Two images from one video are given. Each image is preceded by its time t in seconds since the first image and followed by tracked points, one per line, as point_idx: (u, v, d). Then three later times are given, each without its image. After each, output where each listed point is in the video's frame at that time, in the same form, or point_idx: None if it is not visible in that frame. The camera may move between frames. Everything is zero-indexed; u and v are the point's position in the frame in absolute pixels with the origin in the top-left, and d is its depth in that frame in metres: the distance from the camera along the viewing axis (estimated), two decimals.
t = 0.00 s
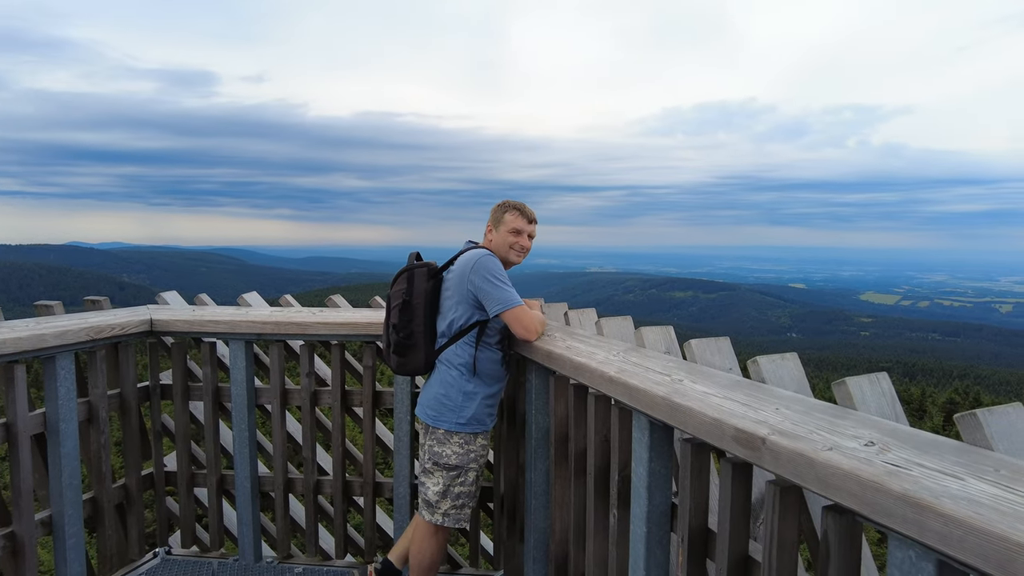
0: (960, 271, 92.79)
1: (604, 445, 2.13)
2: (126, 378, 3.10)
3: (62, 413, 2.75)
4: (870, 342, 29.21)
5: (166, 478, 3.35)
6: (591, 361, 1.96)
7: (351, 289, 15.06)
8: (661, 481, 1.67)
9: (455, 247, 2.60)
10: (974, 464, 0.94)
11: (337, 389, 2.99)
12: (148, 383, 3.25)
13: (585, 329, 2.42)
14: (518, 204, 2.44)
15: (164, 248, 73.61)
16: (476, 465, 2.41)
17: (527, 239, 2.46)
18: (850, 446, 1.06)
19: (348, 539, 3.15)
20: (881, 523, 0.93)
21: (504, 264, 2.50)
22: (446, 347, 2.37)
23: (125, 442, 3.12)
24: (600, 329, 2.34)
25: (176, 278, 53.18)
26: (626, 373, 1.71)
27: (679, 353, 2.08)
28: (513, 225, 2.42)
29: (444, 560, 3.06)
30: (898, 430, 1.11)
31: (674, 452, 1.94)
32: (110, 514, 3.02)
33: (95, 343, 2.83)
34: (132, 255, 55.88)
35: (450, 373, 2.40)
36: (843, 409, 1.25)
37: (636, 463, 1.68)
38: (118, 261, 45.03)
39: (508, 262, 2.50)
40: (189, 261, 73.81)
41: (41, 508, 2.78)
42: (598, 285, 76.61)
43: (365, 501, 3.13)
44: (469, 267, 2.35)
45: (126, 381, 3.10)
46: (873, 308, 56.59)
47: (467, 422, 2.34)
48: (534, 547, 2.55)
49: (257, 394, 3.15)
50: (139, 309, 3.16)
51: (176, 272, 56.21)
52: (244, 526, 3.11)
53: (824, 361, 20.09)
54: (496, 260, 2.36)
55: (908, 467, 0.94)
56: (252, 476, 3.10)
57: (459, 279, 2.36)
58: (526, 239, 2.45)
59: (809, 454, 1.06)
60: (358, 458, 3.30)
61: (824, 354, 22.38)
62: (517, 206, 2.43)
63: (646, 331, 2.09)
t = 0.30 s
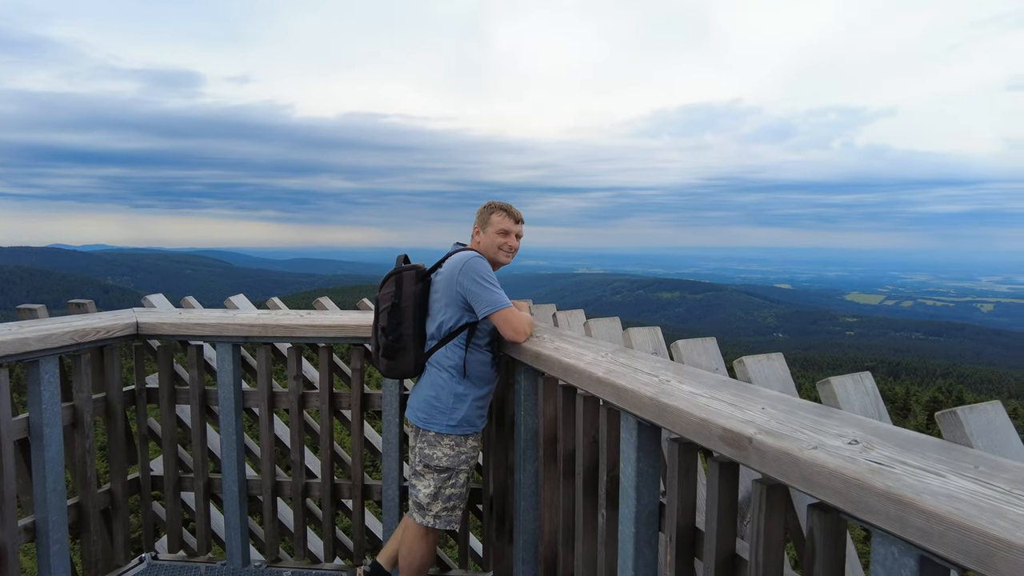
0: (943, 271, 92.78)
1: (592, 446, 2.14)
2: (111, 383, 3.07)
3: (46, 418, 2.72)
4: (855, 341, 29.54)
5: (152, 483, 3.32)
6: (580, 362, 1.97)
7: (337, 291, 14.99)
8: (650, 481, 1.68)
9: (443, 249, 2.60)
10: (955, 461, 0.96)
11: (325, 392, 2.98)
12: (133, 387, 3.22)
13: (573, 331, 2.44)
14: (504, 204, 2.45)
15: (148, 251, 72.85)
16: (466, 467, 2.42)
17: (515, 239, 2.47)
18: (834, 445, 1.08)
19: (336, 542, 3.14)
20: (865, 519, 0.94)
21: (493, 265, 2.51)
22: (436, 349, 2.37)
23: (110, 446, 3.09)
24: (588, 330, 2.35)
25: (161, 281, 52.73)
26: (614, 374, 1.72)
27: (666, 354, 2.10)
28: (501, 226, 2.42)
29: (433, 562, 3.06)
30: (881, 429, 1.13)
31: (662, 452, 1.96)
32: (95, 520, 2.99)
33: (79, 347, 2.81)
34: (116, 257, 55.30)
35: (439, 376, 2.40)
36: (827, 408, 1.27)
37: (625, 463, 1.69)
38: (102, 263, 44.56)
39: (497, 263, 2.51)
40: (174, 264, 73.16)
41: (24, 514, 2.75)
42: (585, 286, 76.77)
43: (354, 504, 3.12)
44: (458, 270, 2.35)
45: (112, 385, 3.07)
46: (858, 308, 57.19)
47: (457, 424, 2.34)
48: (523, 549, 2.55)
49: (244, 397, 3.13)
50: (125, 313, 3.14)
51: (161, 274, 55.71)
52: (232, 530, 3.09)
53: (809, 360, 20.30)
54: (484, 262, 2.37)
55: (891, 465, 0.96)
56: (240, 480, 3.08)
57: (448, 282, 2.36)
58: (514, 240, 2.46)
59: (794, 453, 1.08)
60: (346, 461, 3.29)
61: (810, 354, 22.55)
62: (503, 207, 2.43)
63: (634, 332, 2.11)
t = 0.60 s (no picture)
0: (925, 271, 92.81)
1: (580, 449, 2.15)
2: (97, 390, 3.05)
3: (30, 426, 2.69)
4: (841, 343, 29.81)
5: (138, 491, 3.29)
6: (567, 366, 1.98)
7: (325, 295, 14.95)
8: (637, 483, 1.69)
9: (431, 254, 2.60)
10: (933, 461, 0.98)
11: (313, 398, 2.98)
12: (119, 394, 3.20)
13: (561, 335, 2.45)
14: (492, 209, 2.46)
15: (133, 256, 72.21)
16: (455, 471, 2.42)
17: (504, 243, 2.48)
18: (817, 447, 1.10)
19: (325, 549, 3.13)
20: (846, 519, 0.96)
21: (483, 269, 2.52)
22: (425, 355, 2.38)
23: (96, 454, 3.07)
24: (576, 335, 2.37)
25: (147, 286, 52.24)
26: (601, 377, 1.73)
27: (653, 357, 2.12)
28: (489, 230, 2.43)
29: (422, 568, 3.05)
30: (862, 430, 1.15)
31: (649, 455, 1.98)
32: (80, 528, 2.96)
33: (64, 353, 2.79)
34: (101, 263, 54.73)
35: (428, 381, 2.40)
36: (810, 411, 1.30)
37: (613, 466, 1.71)
38: (86, 269, 44.08)
39: (487, 267, 2.52)
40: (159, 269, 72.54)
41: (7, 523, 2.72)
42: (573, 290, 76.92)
43: (342, 509, 3.11)
44: (446, 275, 2.36)
45: (97, 392, 3.05)
46: (843, 310, 57.73)
47: (446, 429, 2.35)
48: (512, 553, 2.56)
49: (232, 403, 3.12)
50: (111, 319, 3.12)
51: (146, 280, 55.19)
52: (219, 537, 3.07)
53: (796, 363, 20.48)
54: (473, 266, 2.38)
55: (872, 466, 0.98)
56: (227, 486, 3.06)
57: (437, 287, 2.37)
58: (503, 244, 2.48)
59: (778, 455, 1.10)
60: (335, 467, 3.28)
61: (796, 357, 22.73)
62: (492, 212, 2.44)
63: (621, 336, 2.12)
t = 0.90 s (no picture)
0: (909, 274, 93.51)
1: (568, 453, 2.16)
2: (81, 396, 3.02)
3: (12, 433, 2.66)
4: (827, 346, 30.11)
5: (122, 498, 3.26)
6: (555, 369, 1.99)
7: (310, 302, 14.89)
8: (624, 485, 1.70)
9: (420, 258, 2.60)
10: (914, 461, 1.00)
11: (300, 403, 2.96)
12: (103, 401, 3.17)
13: (549, 339, 2.46)
14: (482, 213, 2.47)
15: (117, 261, 71.49)
16: (444, 476, 2.42)
17: (494, 248, 2.48)
18: (800, 448, 1.11)
19: (313, 555, 3.11)
20: (830, 519, 0.97)
21: (472, 273, 2.52)
22: (415, 359, 2.38)
23: (79, 461, 3.03)
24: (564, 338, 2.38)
25: (132, 292, 51.78)
26: (588, 381, 1.74)
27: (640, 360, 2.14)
28: (479, 234, 2.44)
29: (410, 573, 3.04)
30: (846, 431, 1.16)
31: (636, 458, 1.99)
32: (63, 537, 2.92)
33: (48, 359, 2.76)
34: (85, 268, 54.17)
35: (417, 385, 2.40)
36: (794, 412, 1.31)
37: (600, 469, 1.72)
38: (70, 274, 43.63)
39: (477, 272, 2.52)
40: (145, 274, 71.89)
41: None
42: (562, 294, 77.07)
43: (330, 516, 3.10)
44: (436, 279, 2.36)
45: (81, 399, 3.02)
46: (829, 313, 58.30)
47: (435, 434, 2.34)
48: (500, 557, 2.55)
49: (218, 409, 3.10)
50: (96, 325, 3.09)
51: (132, 285, 54.71)
52: (205, 545, 3.05)
53: (782, 365, 20.68)
54: (462, 270, 2.38)
55: (854, 466, 0.99)
56: (214, 493, 3.04)
57: (426, 291, 2.37)
58: (493, 248, 2.48)
59: (763, 457, 1.11)
60: (322, 473, 3.27)
61: (783, 359, 22.89)
62: (482, 216, 2.45)
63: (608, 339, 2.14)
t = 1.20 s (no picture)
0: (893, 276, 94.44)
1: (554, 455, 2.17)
2: (64, 402, 2.99)
3: None
4: (812, 348, 30.36)
5: (106, 505, 3.23)
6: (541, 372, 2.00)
7: (297, 306, 14.82)
8: (610, 486, 1.71)
9: (407, 262, 2.60)
10: (891, 459, 1.02)
11: (287, 407, 2.95)
12: (87, 407, 3.14)
13: (535, 341, 2.47)
14: (468, 216, 2.48)
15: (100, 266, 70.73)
16: (431, 480, 2.42)
17: (481, 249, 2.49)
18: (781, 447, 1.13)
19: (300, 560, 3.10)
20: (810, 517, 0.99)
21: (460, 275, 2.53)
22: (402, 362, 2.38)
23: (62, 467, 3.00)
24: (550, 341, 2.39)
25: (116, 296, 51.25)
26: (573, 382, 1.76)
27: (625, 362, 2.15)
28: (466, 236, 2.45)
29: None
30: (825, 431, 1.18)
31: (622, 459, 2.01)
32: (46, 544, 2.89)
33: (30, 364, 2.74)
34: (67, 273, 53.55)
35: (404, 389, 2.40)
36: (776, 412, 1.33)
37: (586, 471, 1.73)
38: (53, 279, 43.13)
39: (465, 274, 2.53)
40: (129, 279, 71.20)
41: None
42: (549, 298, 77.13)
43: (317, 520, 3.08)
44: (423, 282, 2.36)
45: (64, 405, 2.99)
46: (815, 315, 58.84)
47: (422, 438, 2.35)
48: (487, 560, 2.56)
49: (204, 414, 3.08)
50: (79, 329, 3.07)
51: (116, 290, 54.19)
52: (191, 551, 3.03)
53: (769, 368, 20.80)
54: (449, 273, 2.39)
55: (833, 464, 1.01)
56: (200, 499, 3.02)
57: (413, 294, 2.37)
58: (480, 250, 2.49)
59: (745, 456, 1.12)
60: (309, 477, 3.26)
61: (769, 362, 23.05)
62: (467, 218, 2.46)
63: (594, 342, 2.15)
